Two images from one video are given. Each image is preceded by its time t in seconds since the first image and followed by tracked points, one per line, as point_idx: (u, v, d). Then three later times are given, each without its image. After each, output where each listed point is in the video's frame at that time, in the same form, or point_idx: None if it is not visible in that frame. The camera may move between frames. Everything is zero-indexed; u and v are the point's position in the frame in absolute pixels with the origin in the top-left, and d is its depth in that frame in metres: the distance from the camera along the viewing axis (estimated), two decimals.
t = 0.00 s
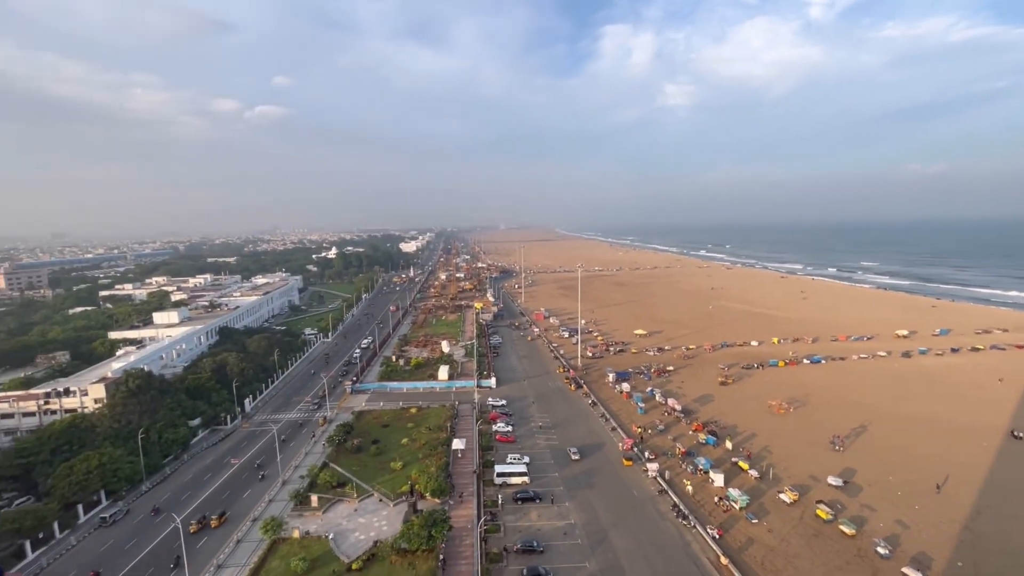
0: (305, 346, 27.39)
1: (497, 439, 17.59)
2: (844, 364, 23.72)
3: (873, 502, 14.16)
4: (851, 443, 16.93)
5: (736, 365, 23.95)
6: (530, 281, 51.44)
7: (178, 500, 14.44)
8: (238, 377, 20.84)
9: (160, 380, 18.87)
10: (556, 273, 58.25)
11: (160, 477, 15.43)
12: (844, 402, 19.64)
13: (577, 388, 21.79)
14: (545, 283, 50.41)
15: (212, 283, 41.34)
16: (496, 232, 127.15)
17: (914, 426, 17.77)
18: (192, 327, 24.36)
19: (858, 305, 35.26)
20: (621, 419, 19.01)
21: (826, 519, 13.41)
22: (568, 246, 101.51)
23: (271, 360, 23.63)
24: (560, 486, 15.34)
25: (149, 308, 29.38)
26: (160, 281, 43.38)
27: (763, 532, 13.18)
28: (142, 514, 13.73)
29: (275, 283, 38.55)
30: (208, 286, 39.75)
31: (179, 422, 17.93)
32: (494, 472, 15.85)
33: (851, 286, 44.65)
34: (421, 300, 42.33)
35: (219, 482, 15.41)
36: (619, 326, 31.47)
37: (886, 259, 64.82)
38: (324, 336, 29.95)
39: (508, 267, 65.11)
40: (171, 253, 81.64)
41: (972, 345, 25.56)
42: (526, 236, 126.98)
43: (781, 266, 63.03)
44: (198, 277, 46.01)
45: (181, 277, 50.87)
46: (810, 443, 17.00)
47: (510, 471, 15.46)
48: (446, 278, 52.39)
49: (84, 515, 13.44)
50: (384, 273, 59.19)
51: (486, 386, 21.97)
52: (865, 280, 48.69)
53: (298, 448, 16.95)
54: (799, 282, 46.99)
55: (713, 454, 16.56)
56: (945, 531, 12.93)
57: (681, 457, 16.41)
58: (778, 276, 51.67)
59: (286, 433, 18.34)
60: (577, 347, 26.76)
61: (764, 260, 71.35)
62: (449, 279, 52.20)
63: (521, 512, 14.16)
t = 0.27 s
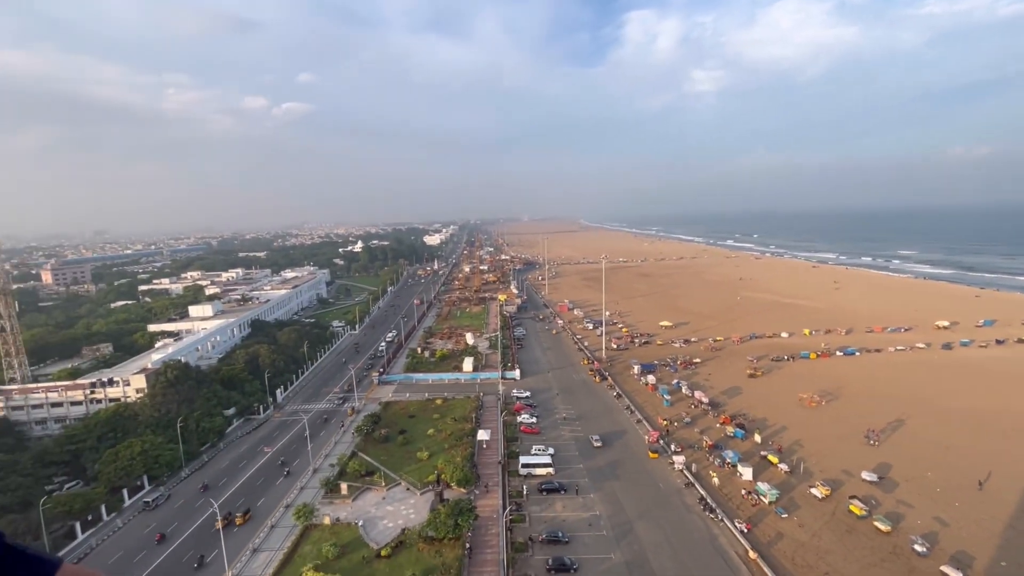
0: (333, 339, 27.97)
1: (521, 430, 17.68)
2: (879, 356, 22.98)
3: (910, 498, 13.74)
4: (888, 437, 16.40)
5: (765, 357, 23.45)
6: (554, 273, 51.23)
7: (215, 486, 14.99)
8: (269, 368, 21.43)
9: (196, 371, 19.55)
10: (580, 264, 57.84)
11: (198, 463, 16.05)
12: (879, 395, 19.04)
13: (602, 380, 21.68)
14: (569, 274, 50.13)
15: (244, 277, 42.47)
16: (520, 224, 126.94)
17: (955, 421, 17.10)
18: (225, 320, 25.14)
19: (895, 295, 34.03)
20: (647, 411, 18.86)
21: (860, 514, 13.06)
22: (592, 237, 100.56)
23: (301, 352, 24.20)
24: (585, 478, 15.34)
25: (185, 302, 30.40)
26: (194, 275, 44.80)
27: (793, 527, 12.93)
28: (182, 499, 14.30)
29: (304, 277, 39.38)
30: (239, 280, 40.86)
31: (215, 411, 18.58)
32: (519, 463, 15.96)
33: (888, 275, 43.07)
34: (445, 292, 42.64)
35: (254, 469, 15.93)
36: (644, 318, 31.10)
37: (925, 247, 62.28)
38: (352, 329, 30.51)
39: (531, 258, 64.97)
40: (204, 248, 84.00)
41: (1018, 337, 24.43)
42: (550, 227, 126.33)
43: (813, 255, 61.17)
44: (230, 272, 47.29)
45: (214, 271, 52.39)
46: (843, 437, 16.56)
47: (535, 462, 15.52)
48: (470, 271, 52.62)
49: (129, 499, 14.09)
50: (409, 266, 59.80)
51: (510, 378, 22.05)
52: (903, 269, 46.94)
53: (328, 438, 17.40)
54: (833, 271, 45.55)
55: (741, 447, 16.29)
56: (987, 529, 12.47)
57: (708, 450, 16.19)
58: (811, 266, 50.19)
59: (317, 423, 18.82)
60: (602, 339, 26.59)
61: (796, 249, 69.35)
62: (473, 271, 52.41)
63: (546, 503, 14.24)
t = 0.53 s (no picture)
0: (351, 334, 28.30)
1: (538, 425, 17.70)
2: (904, 350, 22.44)
3: (936, 496, 13.43)
4: (913, 434, 16.01)
5: (786, 351, 23.07)
6: (570, 267, 51.04)
7: (239, 478, 15.33)
8: (289, 363, 21.78)
9: (219, 365, 19.97)
10: (596, 258, 57.50)
11: (222, 455, 16.41)
12: (904, 390, 18.60)
13: (618, 374, 21.58)
14: (585, 269, 49.91)
15: (264, 274, 43.15)
16: (536, 219, 126.68)
17: (985, 416, 16.64)
18: (246, 315, 25.62)
19: (921, 289, 33.16)
20: (664, 406, 18.72)
21: (884, 511, 12.82)
22: (608, 231, 99.88)
23: (320, 347, 24.54)
24: (602, 472, 15.30)
25: (207, 298, 31.02)
26: (216, 272, 45.67)
27: (814, 523, 12.75)
28: (207, 490, 14.66)
29: (322, 273, 39.88)
30: (259, 276, 41.54)
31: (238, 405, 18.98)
32: (535, 457, 15.99)
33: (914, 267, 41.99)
34: (461, 287, 42.82)
35: (275, 462, 16.25)
36: (662, 312, 30.82)
37: (953, 239, 60.54)
38: (369, 324, 30.83)
39: (547, 253, 64.81)
40: (225, 245, 85.47)
41: None
42: (566, 221, 125.79)
43: (836, 248, 59.92)
44: (250, 268, 48.09)
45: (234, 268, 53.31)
46: (866, 432, 16.23)
47: (552, 456, 15.54)
48: (485, 266, 52.73)
49: (157, 490, 14.48)
50: (425, 262, 60.11)
51: (526, 373, 22.07)
52: (930, 262, 45.69)
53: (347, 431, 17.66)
54: (856, 264, 44.56)
55: (761, 443, 16.07)
56: (1017, 528, 12.14)
57: (726, 445, 16.02)
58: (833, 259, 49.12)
59: (336, 416, 19.10)
60: (619, 334, 26.44)
61: (818, 241, 67.93)
62: (489, 266, 52.50)
63: (563, 497, 14.26)
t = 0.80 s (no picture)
0: (353, 334, 28.31)
1: (540, 424, 17.70)
2: (907, 347, 22.39)
3: (940, 494, 13.39)
4: (917, 431, 15.97)
5: (788, 350, 23.02)
6: (571, 267, 51.04)
7: (242, 479, 15.36)
8: (292, 364, 21.82)
9: (221, 366, 20.01)
10: (598, 258, 57.48)
11: (225, 456, 16.45)
12: (907, 388, 18.55)
13: (621, 373, 21.56)
14: (587, 268, 49.88)
15: (266, 275, 43.23)
16: (537, 218, 126.67)
17: (990, 414, 16.58)
18: (248, 316, 25.67)
19: (924, 286, 33.06)
20: (666, 405, 18.70)
21: (888, 509, 12.80)
22: (610, 230, 99.82)
23: (322, 348, 24.58)
24: (605, 472, 15.29)
25: (209, 300, 31.08)
26: (218, 273, 45.76)
27: (817, 522, 12.73)
28: (210, 491, 14.69)
29: (324, 274, 39.90)
30: (261, 277, 41.60)
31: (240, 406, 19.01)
32: (538, 457, 16.00)
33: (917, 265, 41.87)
34: (463, 287, 42.84)
35: (279, 462, 16.28)
36: (664, 311, 30.80)
37: (956, 236, 60.34)
38: (371, 324, 30.84)
39: (548, 253, 64.75)
40: (226, 246, 85.59)
41: None
42: (567, 221, 125.69)
43: (838, 245, 59.80)
44: (252, 270, 48.14)
45: (236, 270, 53.39)
46: (870, 430, 16.19)
47: (554, 456, 15.53)
48: (487, 266, 52.74)
49: (160, 491, 14.53)
50: (427, 262, 60.17)
51: (529, 372, 22.07)
52: (932, 258, 45.55)
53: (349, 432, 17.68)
54: (858, 262, 44.43)
55: (764, 441, 16.04)
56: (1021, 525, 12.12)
57: (729, 444, 15.99)
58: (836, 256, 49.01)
59: (338, 417, 19.12)
60: (620, 333, 26.43)
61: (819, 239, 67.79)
62: (490, 266, 52.51)
63: (565, 496, 14.26)
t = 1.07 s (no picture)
0: (335, 341, 27.92)
1: (525, 428, 17.67)
2: (882, 347, 22.95)
3: (915, 491, 13.73)
4: (892, 430, 16.37)
5: (768, 351, 23.43)
6: (554, 271, 51.20)
7: (220, 491, 14.99)
8: (272, 371, 21.45)
9: (199, 375, 19.57)
10: (580, 262, 57.85)
11: (202, 467, 16.05)
12: (882, 387, 19.00)
13: (604, 377, 21.66)
14: (570, 273, 50.09)
15: (244, 281, 42.52)
16: (519, 223, 127.04)
17: (960, 411, 17.09)
18: (226, 324, 25.16)
19: (897, 288, 33.95)
20: (649, 407, 18.85)
21: (865, 506, 13.09)
22: (591, 235, 100.52)
23: (304, 355, 24.22)
24: (589, 475, 15.33)
25: (186, 307, 30.37)
26: (195, 280, 44.79)
27: (798, 521, 12.94)
28: (187, 503, 14.30)
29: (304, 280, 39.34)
30: (240, 284, 40.81)
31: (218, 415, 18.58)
32: (523, 461, 15.97)
33: (889, 267, 43.02)
34: (446, 292, 42.65)
35: (258, 472, 15.94)
36: (646, 314, 31.10)
37: (926, 238, 62.15)
38: (353, 331, 30.46)
39: (531, 257, 64.87)
40: (203, 253, 83.96)
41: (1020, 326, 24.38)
42: (550, 225, 126.20)
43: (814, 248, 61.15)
44: (230, 276, 47.22)
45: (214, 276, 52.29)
46: (847, 429, 16.54)
47: (539, 460, 15.53)
48: (470, 270, 52.66)
49: (135, 504, 14.10)
50: (409, 267, 59.83)
51: (513, 377, 22.05)
52: (904, 261, 46.82)
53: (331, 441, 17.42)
54: (834, 265, 45.48)
55: (745, 442, 16.27)
56: (991, 519, 12.50)
57: (711, 445, 16.18)
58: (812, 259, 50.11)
59: (320, 425, 18.84)
60: (604, 337, 26.58)
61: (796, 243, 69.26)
62: (473, 271, 52.45)
63: (550, 501, 14.24)
